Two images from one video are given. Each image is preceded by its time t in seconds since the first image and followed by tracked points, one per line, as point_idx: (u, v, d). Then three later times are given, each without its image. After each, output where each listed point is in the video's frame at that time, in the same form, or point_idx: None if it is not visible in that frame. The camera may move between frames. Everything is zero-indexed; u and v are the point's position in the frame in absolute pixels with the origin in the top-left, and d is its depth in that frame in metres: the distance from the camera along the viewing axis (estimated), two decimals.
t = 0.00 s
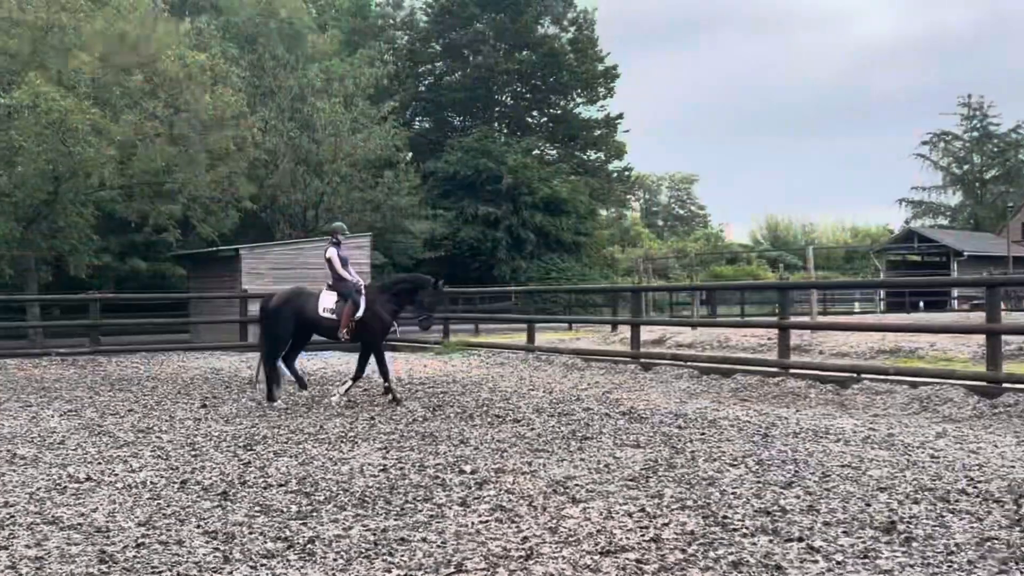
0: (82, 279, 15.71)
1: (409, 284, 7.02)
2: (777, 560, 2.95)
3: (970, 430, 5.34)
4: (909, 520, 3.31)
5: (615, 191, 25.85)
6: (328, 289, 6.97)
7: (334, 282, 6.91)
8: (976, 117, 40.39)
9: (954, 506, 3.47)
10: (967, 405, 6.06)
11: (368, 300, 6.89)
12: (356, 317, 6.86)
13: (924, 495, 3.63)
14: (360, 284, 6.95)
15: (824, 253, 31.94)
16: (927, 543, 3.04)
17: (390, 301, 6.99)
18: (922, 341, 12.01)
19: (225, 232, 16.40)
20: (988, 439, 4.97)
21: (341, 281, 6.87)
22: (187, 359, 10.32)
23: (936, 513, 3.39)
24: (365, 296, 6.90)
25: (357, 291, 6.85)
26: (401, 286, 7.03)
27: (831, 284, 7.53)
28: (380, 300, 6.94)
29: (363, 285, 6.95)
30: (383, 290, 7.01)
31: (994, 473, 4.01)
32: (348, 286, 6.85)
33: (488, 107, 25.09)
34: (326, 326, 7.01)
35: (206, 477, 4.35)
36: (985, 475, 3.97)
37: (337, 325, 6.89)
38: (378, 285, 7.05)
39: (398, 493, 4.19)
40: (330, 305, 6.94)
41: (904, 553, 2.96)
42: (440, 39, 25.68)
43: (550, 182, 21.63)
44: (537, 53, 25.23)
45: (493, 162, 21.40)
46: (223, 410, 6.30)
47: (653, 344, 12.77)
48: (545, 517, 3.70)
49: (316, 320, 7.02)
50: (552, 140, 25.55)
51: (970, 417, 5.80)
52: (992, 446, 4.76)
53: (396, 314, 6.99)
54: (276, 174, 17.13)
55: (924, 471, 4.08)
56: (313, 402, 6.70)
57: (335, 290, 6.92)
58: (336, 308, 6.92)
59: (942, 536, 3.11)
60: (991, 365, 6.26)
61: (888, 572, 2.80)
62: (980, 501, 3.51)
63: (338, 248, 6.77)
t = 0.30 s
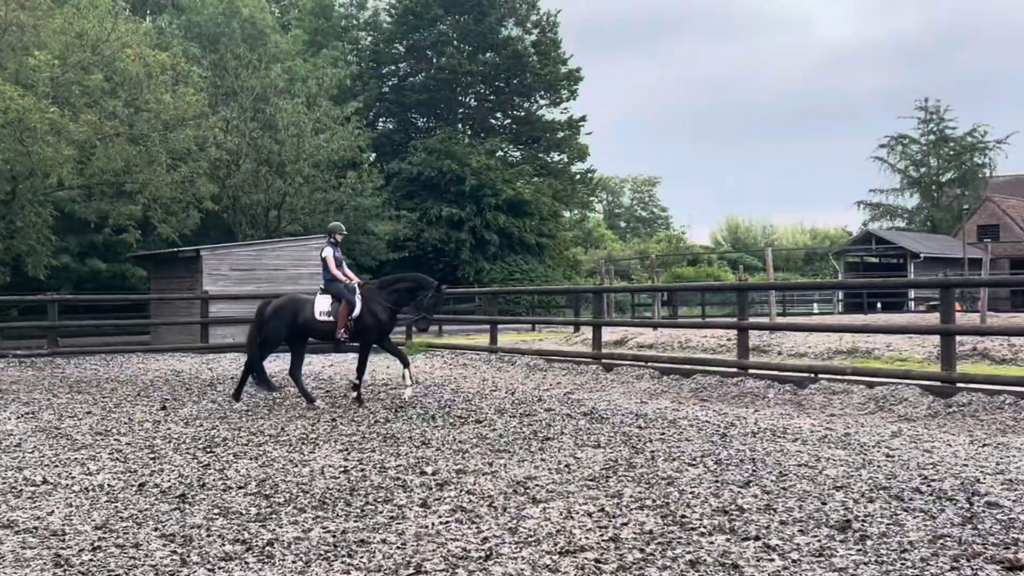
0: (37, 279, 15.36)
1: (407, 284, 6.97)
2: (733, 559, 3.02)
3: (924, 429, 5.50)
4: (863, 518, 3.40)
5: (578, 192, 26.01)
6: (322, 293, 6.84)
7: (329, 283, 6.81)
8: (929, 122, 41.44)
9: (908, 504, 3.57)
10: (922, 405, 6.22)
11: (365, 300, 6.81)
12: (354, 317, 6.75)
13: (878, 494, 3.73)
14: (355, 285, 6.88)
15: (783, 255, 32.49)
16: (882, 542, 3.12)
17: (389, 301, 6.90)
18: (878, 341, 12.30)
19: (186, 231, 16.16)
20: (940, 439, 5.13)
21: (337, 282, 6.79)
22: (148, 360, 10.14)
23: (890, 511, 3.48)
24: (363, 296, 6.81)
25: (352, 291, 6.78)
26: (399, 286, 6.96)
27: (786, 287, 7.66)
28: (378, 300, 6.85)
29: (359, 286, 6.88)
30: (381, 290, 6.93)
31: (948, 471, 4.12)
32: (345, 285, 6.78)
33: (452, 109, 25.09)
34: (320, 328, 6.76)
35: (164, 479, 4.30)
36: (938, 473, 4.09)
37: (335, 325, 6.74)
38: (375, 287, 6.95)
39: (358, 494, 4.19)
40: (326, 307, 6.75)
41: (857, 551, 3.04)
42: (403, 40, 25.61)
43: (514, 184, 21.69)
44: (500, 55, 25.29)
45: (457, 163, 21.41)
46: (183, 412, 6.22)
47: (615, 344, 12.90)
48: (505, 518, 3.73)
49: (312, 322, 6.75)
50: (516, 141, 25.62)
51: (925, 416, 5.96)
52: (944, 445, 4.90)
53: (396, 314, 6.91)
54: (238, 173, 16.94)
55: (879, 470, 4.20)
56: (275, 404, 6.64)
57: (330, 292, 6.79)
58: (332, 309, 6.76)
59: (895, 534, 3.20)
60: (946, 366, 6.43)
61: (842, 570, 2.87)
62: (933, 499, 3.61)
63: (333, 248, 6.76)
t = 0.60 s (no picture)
0: None
1: (403, 278, 6.76)
2: (691, 558, 3.08)
3: (881, 428, 5.64)
4: (820, 516, 3.48)
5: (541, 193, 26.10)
6: (325, 292, 6.84)
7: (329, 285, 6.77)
8: (885, 126, 42.36)
9: (864, 502, 3.67)
10: (878, 404, 6.38)
11: (363, 302, 6.69)
12: (352, 320, 6.68)
13: (835, 492, 3.83)
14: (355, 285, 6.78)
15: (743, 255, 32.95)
16: (837, 539, 3.20)
17: (385, 300, 6.72)
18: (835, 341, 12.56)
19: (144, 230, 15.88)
20: (896, 438, 5.27)
21: (336, 283, 6.73)
22: (106, 361, 9.96)
23: (846, 509, 3.58)
24: (361, 297, 6.71)
25: (351, 293, 6.69)
26: (395, 281, 6.78)
27: (744, 287, 7.78)
28: (375, 299, 6.70)
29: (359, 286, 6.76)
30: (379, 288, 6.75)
31: (904, 470, 4.22)
32: (343, 287, 6.70)
33: (415, 109, 25.02)
34: (321, 329, 6.84)
35: (123, 482, 4.25)
36: (894, 472, 4.19)
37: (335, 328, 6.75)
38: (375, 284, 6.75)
39: (319, 495, 4.19)
40: (328, 308, 6.79)
41: (814, 549, 3.11)
42: (366, 40, 25.48)
43: (477, 184, 21.70)
44: (463, 55, 25.29)
45: (420, 163, 21.37)
46: (143, 413, 6.13)
47: (577, 344, 12.98)
48: (466, 519, 3.76)
49: (313, 322, 6.87)
50: (479, 142, 25.62)
51: (881, 415, 6.10)
52: (899, 444, 5.03)
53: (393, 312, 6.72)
54: (198, 172, 16.70)
55: (836, 468, 4.31)
56: (235, 405, 6.58)
57: (331, 293, 6.77)
58: (333, 310, 6.79)
59: (851, 531, 3.28)
60: (901, 366, 6.60)
61: (800, 568, 2.94)
62: (887, 497, 3.71)
63: (331, 249, 6.66)
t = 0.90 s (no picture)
0: None
1: (401, 276, 6.77)
2: (654, 556, 3.13)
3: (838, 426, 5.78)
4: (780, 514, 3.56)
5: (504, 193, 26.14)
6: (320, 291, 6.72)
7: (325, 283, 6.65)
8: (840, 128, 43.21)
9: (823, 500, 3.75)
10: (836, 403, 6.53)
11: (364, 298, 6.66)
12: (354, 316, 6.63)
13: (794, 491, 3.91)
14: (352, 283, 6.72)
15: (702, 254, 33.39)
16: (798, 537, 3.28)
17: (383, 296, 6.74)
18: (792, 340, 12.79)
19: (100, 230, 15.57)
20: (854, 436, 5.40)
21: (333, 281, 6.63)
22: (62, 363, 9.76)
23: (806, 507, 3.65)
24: (359, 294, 6.67)
25: (349, 290, 6.62)
26: (393, 278, 6.80)
27: (704, 287, 7.90)
28: (376, 295, 6.70)
29: (356, 283, 6.71)
30: (377, 285, 6.76)
31: (859, 469, 4.32)
32: (339, 284, 6.60)
33: (377, 108, 24.90)
34: (319, 329, 6.73)
35: (82, 485, 4.18)
36: (850, 471, 4.28)
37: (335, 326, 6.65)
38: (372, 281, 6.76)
39: (281, 498, 4.16)
40: (326, 307, 6.67)
41: (775, 547, 3.17)
42: (327, 39, 25.29)
43: (440, 184, 21.67)
44: (425, 55, 25.23)
45: (382, 163, 21.28)
46: (102, 415, 6.04)
47: (539, 344, 13.04)
48: (430, 519, 3.77)
49: (310, 323, 6.71)
50: (441, 142, 25.58)
51: (837, 414, 6.25)
52: (857, 442, 5.16)
53: (393, 309, 6.76)
54: (157, 172, 16.43)
55: (796, 467, 4.41)
56: (195, 406, 6.50)
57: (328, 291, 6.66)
58: (330, 310, 6.66)
59: (812, 530, 3.36)
60: (858, 365, 6.76)
61: (760, 566, 2.99)
62: (846, 495, 3.81)
63: (328, 246, 6.53)
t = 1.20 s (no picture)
0: None
1: (400, 274, 6.84)
2: (616, 554, 3.18)
3: (797, 424, 5.91)
4: (740, 511, 3.61)
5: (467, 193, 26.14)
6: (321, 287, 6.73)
7: (327, 279, 6.68)
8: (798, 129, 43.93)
9: (782, 497, 3.82)
10: (794, 401, 6.68)
11: (364, 295, 6.73)
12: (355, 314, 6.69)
13: (754, 487, 3.98)
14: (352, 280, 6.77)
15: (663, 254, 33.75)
16: (756, 533, 3.33)
17: (384, 293, 6.82)
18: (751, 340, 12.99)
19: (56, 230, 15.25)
20: (812, 433, 5.53)
21: (334, 277, 6.67)
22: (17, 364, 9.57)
23: (765, 504, 3.72)
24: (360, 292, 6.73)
25: (351, 287, 6.67)
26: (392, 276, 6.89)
27: (665, 287, 8.00)
28: (376, 294, 6.79)
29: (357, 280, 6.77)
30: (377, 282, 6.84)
31: (817, 466, 4.41)
32: (341, 281, 6.64)
33: (339, 108, 24.74)
34: (318, 324, 6.72)
35: (40, 487, 4.13)
36: (808, 468, 4.37)
37: (334, 323, 6.68)
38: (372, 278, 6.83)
39: (243, 499, 4.15)
40: (326, 303, 6.68)
41: (734, 543, 3.22)
42: (289, 37, 25.05)
43: (402, 184, 21.60)
44: (387, 54, 25.13)
45: (344, 163, 21.16)
46: (59, 417, 5.94)
47: (501, 344, 13.13)
48: (393, 519, 3.79)
49: (309, 317, 6.71)
50: (403, 141, 25.52)
51: (795, 411, 6.39)
52: (814, 439, 5.29)
53: (393, 307, 6.83)
54: (117, 170, 16.17)
55: (755, 464, 4.50)
56: (154, 407, 6.42)
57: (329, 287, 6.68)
58: (331, 305, 6.67)
59: (771, 526, 3.41)
60: (817, 363, 6.91)
61: (719, 562, 3.05)
62: (805, 492, 3.87)
63: (327, 244, 6.51)
